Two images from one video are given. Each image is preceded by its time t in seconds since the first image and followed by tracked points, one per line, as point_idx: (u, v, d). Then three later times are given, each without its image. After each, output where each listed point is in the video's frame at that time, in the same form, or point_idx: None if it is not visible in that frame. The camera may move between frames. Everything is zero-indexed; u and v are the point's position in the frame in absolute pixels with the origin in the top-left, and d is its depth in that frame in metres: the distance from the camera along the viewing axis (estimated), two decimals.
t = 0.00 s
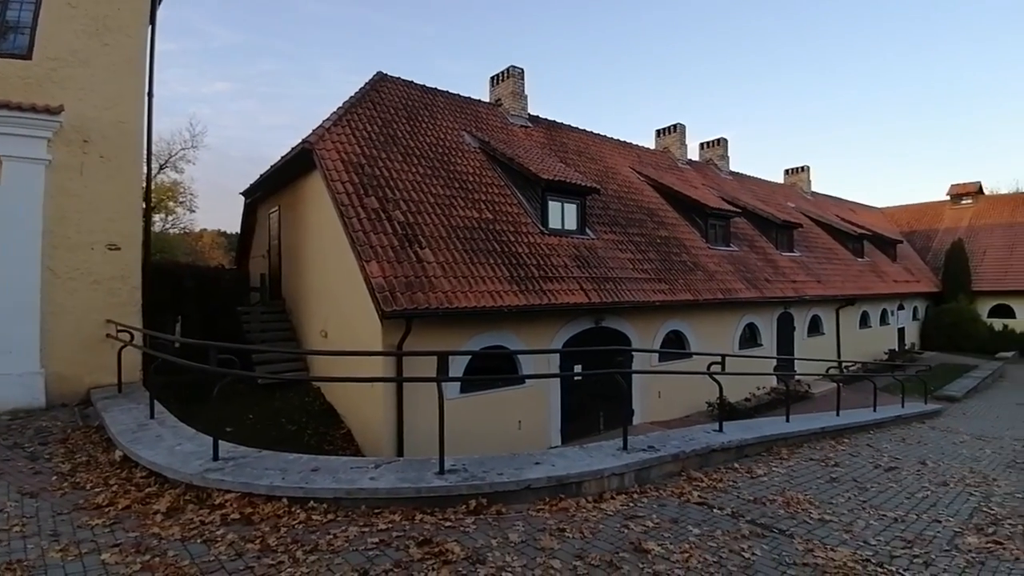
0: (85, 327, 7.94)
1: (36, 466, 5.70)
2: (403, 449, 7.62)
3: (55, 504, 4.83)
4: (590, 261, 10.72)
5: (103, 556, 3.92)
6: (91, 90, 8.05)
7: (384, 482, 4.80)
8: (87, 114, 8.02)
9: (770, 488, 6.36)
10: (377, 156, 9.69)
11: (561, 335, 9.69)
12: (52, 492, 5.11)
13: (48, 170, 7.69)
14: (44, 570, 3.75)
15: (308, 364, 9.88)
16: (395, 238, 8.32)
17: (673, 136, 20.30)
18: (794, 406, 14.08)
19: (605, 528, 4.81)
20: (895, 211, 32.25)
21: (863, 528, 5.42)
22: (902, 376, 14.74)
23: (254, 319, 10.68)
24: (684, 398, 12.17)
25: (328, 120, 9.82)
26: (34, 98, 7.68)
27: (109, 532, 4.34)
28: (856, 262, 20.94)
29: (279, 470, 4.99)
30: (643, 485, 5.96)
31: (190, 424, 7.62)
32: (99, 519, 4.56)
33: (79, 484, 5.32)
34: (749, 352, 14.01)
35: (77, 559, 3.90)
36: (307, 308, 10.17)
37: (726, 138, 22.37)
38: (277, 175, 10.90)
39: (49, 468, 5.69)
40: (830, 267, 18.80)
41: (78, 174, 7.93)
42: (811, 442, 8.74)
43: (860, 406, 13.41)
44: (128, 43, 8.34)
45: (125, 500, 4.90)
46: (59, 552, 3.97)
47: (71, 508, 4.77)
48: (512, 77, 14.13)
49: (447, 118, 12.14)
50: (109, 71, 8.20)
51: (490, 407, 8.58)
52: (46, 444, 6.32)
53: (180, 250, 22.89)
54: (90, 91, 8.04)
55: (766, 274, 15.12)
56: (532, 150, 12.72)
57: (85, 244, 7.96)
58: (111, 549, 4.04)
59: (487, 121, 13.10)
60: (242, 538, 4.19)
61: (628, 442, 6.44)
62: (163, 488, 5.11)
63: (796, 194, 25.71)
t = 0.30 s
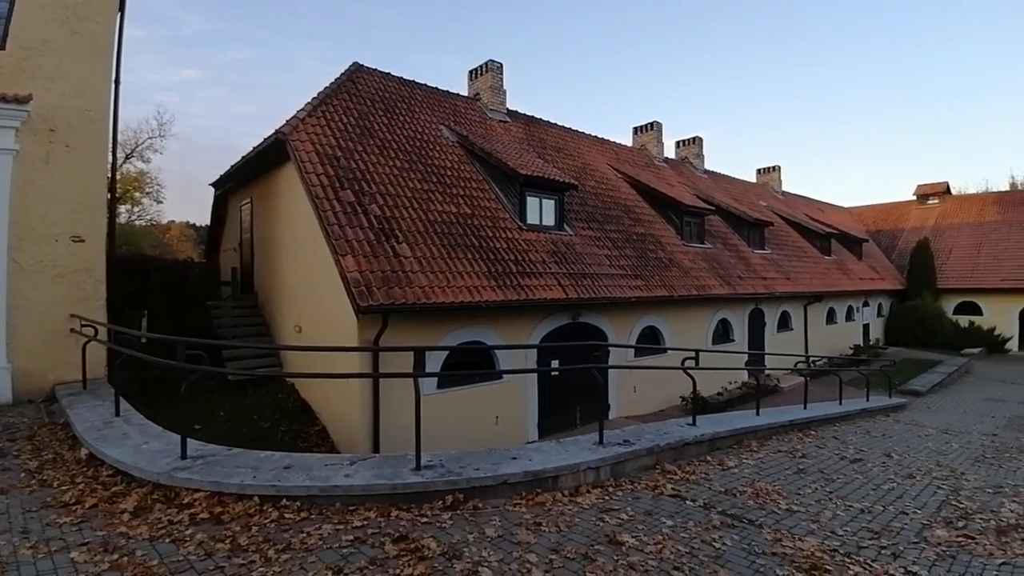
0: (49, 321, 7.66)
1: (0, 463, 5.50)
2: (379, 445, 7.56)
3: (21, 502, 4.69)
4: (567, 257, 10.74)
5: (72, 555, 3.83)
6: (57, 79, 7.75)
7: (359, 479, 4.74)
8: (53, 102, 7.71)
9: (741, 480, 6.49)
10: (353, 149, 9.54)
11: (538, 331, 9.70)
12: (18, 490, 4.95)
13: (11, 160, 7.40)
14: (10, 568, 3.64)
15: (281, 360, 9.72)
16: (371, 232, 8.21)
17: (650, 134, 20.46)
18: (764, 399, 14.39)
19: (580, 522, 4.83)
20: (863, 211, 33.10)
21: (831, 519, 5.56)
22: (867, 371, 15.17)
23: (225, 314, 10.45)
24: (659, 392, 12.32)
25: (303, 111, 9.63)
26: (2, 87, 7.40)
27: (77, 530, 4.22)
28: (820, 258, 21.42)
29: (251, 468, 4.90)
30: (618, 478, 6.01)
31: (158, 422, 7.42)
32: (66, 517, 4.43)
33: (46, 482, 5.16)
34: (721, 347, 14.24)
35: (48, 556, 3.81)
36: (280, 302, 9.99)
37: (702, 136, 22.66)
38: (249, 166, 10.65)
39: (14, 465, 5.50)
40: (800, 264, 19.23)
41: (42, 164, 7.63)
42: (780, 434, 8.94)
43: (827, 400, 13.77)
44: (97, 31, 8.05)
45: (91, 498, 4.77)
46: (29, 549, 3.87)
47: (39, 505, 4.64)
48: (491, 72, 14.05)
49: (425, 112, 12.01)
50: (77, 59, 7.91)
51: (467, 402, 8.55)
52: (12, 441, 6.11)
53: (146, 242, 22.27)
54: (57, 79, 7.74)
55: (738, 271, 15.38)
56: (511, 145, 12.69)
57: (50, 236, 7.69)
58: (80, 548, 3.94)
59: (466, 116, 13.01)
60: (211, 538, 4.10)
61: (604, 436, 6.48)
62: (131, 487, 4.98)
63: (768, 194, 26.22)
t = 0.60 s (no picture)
0: (20, 317, 7.43)
1: None
2: (360, 442, 7.51)
3: None
4: (550, 252, 10.75)
5: (49, 553, 3.80)
6: (29, 69, 7.48)
7: (340, 476, 4.69)
8: (25, 93, 7.46)
9: (719, 471, 6.59)
10: (332, 142, 9.42)
11: (520, 326, 9.70)
12: None
13: None
14: None
15: (259, 356, 9.58)
16: (351, 226, 8.12)
17: (631, 130, 20.54)
18: (742, 392, 14.64)
19: (562, 515, 4.86)
20: (838, 208, 33.75)
21: (806, 508, 5.68)
22: (841, 364, 15.51)
23: (201, 310, 10.26)
24: (640, 386, 12.43)
25: (281, 102, 9.46)
26: None
27: (53, 529, 4.17)
28: (796, 254, 21.80)
29: (228, 466, 4.82)
30: (599, 471, 6.05)
31: (132, 420, 7.27)
32: (42, 515, 4.38)
33: (20, 480, 5.05)
34: (701, 341, 14.43)
35: (25, 554, 3.79)
36: (258, 297, 9.83)
37: (682, 133, 22.83)
38: (226, 158, 10.44)
39: None
40: (777, 260, 19.55)
41: (13, 156, 7.38)
42: (757, 426, 9.10)
43: (802, 392, 14.05)
44: (72, 22, 7.78)
45: (66, 497, 4.68)
46: (6, 548, 3.84)
47: (15, 504, 4.58)
48: (473, 65, 13.96)
49: (406, 105, 11.89)
50: (51, 50, 7.64)
51: (450, 398, 8.53)
52: None
53: (119, 236, 21.76)
54: (29, 69, 7.48)
55: (717, 266, 15.57)
56: (493, 140, 12.63)
57: (20, 229, 7.44)
58: (57, 546, 3.91)
59: (447, 109, 12.91)
60: (188, 537, 4.04)
61: (585, 430, 6.52)
62: (105, 486, 4.88)
63: (746, 190, 26.59)
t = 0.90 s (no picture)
0: None
1: None
2: (341, 438, 7.45)
3: None
4: (532, 247, 10.75)
5: (29, 549, 3.76)
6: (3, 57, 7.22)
7: (320, 471, 4.65)
8: None
9: (697, 462, 6.69)
10: (312, 133, 9.28)
11: (502, 320, 9.70)
12: None
13: None
14: None
15: (237, 351, 9.44)
16: (331, 220, 8.02)
17: (613, 125, 20.60)
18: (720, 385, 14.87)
19: (543, 507, 4.89)
20: (815, 204, 34.32)
21: (780, 497, 5.80)
22: (816, 357, 15.84)
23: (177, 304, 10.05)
24: (621, 379, 12.54)
25: (258, 92, 9.28)
26: None
27: (30, 525, 4.12)
28: (773, 250, 22.15)
29: (204, 463, 4.74)
30: (580, 464, 6.08)
31: (106, 418, 7.12)
32: (19, 512, 4.31)
33: None
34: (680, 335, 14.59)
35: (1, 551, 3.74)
36: (235, 292, 9.66)
37: (663, 129, 22.97)
38: (202, 149, 10.22)
39: None
40: (755, 256, 19.84)
41: None
42: (734, 418, 9.24)
43: (778, 385, 14.32)
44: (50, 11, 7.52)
45: (41, 494, 4.60)
46: None
47: None
48: (455, 58, 13.86)
49: (387, 97, 11.76)
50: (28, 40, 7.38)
51: (431, 392, 8.50)
52: None
53: (91, 229, 21.22)
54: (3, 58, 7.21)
55: (697, 262, 15.74)
56: (475, 133, 12.56)
57: None
58: (36, 542, 3.87)
59: (429, 102, 12.80)
60: (164, 535, 3.97)
61: (567, 424, 6.56)
62: (81, 483, 4.79)
63: (726, 187, 26.92)
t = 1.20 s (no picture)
0: None
1: None
2: (320, 435, 7.35)
3: None
4: (513, 243, 10.74)
5: (1, 550, 3.68)
6: None
7: (298, 470, 4.58)
8: None
9: (675, 455, 6.77)
10: (288, 126, 9.11)
11: (483, 316, 9.67)
12: None
13: None
14: None
15: (211, 349, 9.27)
16: (309, 214, 7.90)
17: (594, 122, 20.67)
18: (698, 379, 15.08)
19: (524, 502, 4.89)
20: (789, 202, 34.95)
21: (755, 489, 5.90)
22: (789, 352, 16.16)
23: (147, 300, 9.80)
24: (601, 375, 12.61)
25: (233, 83, 9.08)
26: None
27: (2, 526, 4.03)
28: (749, 246, 22.50)
29: (179, 463, 4.65)
30: (561, 459, 6.11)
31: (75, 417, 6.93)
32: None
33: None
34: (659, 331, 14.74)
35: None
36: (209, 288, 9.46)
37: (643, 126, 23.13)
38: (174, 141, 9.97)
39: None
40: (731, 253, 20.13)
41: None
42: (711, 412, 9.37)
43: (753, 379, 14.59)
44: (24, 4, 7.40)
45: (15, 494, 4.50)
46: None
47: None
48: (435, 52, 13.74)
49: (366, 90, 11.62)
50: None
51: (412, 389, 8.45)
52: None
53: (61, 224, 20.66)
54: None
55: (676, 258, 15.90)
56: (456, 128, 12.49)
57: None
58: (9, 543, 3.79)
59: (409, 96, 12.68)
60: (138, 535, 3.89)
61: (548, 419, 6.58)
62: (54, 482, 4.68)
63: (703, 184, 27.26)
